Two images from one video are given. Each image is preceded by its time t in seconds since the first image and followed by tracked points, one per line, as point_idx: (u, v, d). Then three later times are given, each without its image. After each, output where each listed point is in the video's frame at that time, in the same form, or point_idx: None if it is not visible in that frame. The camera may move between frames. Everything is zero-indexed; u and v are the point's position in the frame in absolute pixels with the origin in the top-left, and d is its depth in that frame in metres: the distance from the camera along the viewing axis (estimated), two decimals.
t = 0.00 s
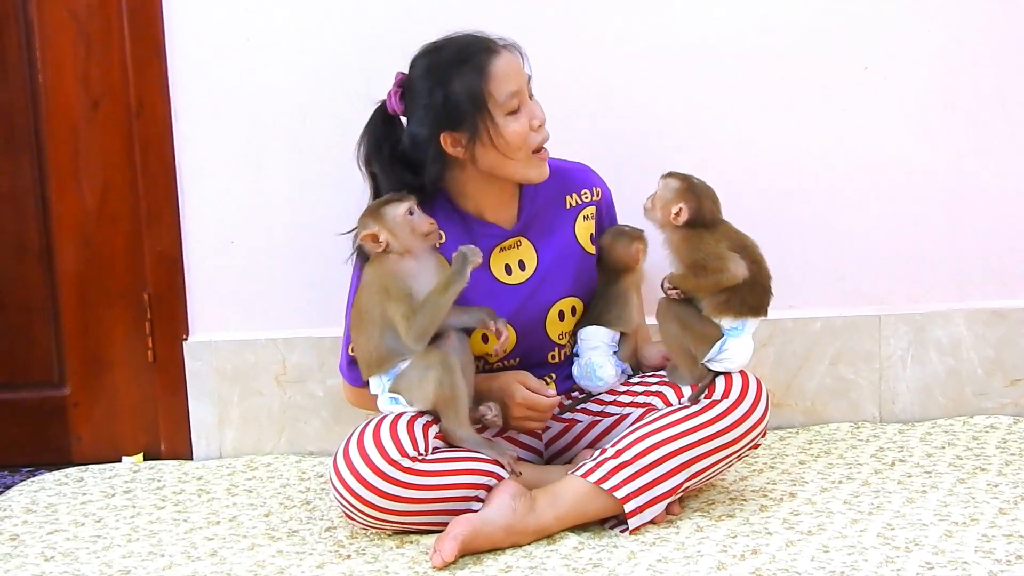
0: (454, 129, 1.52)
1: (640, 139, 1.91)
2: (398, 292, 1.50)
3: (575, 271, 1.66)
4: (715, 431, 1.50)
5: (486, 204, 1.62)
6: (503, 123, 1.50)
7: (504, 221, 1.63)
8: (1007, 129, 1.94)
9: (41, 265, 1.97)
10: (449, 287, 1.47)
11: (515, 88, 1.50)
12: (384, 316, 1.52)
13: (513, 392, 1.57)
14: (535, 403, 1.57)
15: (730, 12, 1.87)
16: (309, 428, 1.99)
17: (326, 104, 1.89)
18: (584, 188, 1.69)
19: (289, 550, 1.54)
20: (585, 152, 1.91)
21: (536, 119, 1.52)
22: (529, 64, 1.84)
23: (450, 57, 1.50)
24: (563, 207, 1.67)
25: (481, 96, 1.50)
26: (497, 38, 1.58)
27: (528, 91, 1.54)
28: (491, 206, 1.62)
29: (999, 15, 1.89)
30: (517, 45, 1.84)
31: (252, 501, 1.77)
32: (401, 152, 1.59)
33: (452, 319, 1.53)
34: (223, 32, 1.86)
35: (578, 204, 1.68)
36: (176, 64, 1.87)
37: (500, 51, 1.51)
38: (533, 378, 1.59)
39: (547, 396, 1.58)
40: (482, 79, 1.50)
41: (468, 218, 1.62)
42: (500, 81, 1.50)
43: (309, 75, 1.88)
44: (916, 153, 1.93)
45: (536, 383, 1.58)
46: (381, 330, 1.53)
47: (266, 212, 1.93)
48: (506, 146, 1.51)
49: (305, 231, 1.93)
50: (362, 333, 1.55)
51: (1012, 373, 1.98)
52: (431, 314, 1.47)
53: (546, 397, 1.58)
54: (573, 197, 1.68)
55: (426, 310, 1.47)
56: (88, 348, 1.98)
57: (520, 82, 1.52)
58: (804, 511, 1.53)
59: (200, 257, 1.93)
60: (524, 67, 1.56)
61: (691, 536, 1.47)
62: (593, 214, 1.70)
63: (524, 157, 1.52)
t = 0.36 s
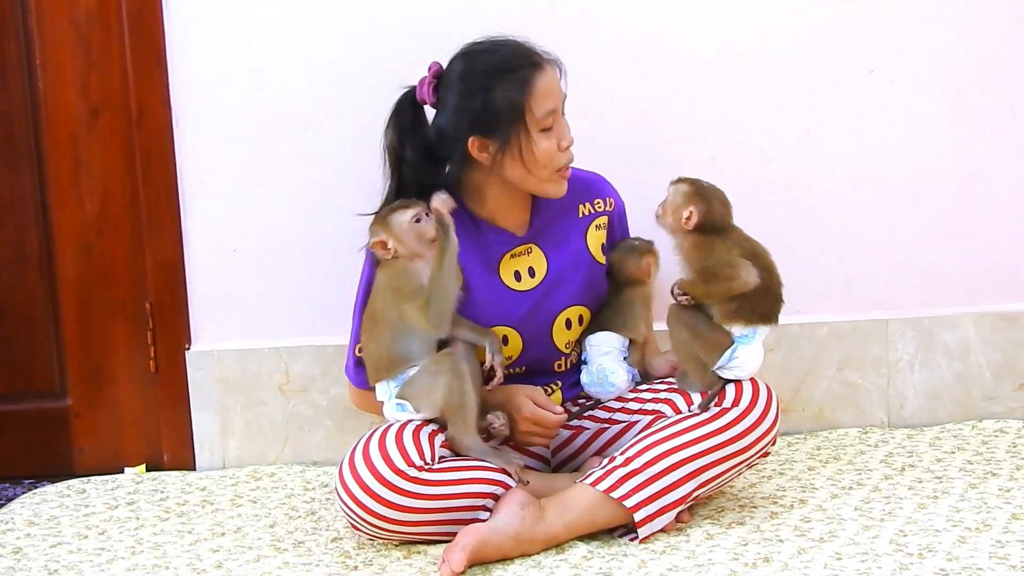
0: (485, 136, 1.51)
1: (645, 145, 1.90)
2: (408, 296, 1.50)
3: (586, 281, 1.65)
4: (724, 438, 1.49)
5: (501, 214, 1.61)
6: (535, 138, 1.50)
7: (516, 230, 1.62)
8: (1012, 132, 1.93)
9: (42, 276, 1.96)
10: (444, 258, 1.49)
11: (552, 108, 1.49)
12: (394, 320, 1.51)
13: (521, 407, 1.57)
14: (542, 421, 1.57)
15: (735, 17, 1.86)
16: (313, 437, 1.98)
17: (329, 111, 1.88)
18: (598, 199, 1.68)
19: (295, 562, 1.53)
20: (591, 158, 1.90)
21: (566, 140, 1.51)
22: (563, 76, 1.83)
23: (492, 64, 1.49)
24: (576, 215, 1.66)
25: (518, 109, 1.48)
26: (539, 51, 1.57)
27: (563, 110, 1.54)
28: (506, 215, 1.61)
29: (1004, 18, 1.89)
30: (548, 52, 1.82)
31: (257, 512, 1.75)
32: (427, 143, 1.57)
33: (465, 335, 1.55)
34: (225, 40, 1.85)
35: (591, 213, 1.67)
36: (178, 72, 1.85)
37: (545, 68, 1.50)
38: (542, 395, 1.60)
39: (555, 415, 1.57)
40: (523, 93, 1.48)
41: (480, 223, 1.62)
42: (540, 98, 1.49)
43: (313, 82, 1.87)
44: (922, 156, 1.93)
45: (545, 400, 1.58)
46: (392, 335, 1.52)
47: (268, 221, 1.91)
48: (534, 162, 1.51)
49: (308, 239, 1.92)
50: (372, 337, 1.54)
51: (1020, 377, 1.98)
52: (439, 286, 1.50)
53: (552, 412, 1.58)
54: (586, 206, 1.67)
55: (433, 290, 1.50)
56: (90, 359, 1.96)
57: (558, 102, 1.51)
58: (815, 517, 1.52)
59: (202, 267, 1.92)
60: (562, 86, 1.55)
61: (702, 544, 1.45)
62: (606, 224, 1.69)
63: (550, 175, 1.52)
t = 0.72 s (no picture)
0: (490, 126, 1.51)
1: (657, 151, 1.89)
2: (425, 296, 1.51)
3: (599, 289, 1.64)
4: (736, 447, 1.48)
5: (515, 213, 1.61)
6: (539, 123, 1.49)
7: (532, 232, 1.62)
8: None
9: (47, 278, 1.94)
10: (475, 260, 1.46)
11: (555, 92, 1.49)
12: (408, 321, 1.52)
13: (531, 415, 1.56)
14: (551, 429, 1.55)
15: (747, 24, 1.86)
16: (319, 442, 1.97)
17: (340, 114, 1.87)
18: (614, 207, 1.67)
19: (302, 568, 1.51)
20: (602, 164, 1.89)
21: (573, 124, 1.50)
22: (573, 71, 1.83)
23: (493, 55, 1.50)
24: (592, 222, 1.65)
25: (520, 96, 1.49)
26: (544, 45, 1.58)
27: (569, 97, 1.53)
28: (520, 214, 1.61)
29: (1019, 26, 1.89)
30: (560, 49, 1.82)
31: (263, 518, 1.74)
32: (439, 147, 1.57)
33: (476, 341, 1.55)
34: (234, 41, 1.84)
35: (607, 221, 1.66)
36: (186, 74, 1.84)
37: (545, 53, 1.51)
38: (552, 404, 1.59)
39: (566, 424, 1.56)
40: (523, 78, 1.49)
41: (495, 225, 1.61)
42: (541, 83, 1.49)
43: (324, 85, 1.86)
44: (935, 164, 1.92)
45: (555, 409, 1.57)
46: (406, 338, 1.52)
47: (277, 224, 1.90)
48: (539, 148, 1.50)
49: (317, 243, 1.91)
50: (385, 339, 1.53)
51: None
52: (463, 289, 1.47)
53: (563, 423, 1.57)
54: (602, 214, 1.66)
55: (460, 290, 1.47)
56: (95, 362, 1.95)
57: (562, 87, 1.51)
58: (827, 528, 1.51)
59: (209, 270, 1.91)
60: (568, 74, 1.55)
61: (712, 554, 1.44)
62: (621, 232, 1.68)
63: (558, 160, 1.50)
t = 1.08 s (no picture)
0: (509, 130, 1.51)
1: (664, 154, 1.89)
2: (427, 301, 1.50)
3: (608, 295, 1.63)
4: (745, 450, 1.48)
5: (528, 216, 1.61)
6: (558, 131, 1.49)
7: (543, 235, 1.62)
8: None
9: (52, 279, 1.94)
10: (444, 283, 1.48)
11: (576, 99, 1.49)
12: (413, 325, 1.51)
13: (538, 422, 1.56)
14: (557, 437, 1.55)
15: (755, 28, 1.86)
16: (324, 444, 1.96)
17: (348, 116, 1.87)
18: (625, 215, 1.66)
19: (308, 570, 1.51)
20: (610, 166, 1.89)
21: (591, 133, 1.50)
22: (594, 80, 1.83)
23: (516, 59, 1.50)
24: (601, 229, 1.65)
25: (541, 101, 1.48)
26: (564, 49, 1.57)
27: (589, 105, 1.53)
28: (533, 217, 1.61)
29: None
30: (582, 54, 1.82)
31: (268, 520, 1.73)
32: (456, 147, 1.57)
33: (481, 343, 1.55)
34: (242, 43, 1.84)
35: (617, 229, 1.66)
36: (193, 75, 1.84)
37: (567, 60, 1.50)
38: (559, 412, 1.59)
39: (572, 434, 1.56)
40: (545, 84, 1.48)
41: (506, 228, 1.61)
42: (563, 90, 1.48)
43: (332, 87, 1.86)
44: (943, 168, 1.92)
45: (562, 418, 1.58)
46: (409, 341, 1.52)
47: (283, 225, 1.90)
48: (557, 155, 1.50)
49: (324, 245, 1.91)
50: (390, 342, 1.54)
51: None
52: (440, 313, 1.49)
53: (570, 431, 1.56)
54: (612, 221, 1.66)
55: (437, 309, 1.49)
56: (100, 363, 1.95)
57: (583, 94, 1.50)
58: (835, 532, 1.50)
59: (215, 271, 1.90)
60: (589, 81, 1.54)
61: (721, 558, 1.44)
62: (631, 240, 1.67)
63: (576, 169, 1.50)
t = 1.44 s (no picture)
0: (548, 147, 1.50)
1: (665, 155, 1.89)
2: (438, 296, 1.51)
3: (616, 308, 1.64)
4: (746, 453, 1.47)
5: (550, 229, 1.60)
6: (598, 156, 1.48)
7: (560, 246, 1.61)
8: None
9: (52, 281, 1.94)
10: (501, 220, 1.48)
11: (621, 130, 1.48)
12: (420, 324, 1.51)
13: (540, 437, 1.57)
14: (557, 453, 1.56)
15: (755, 29, 1.86)
16: (324, 446, 1.96)
17: (349, 117, 1.87)
18: (639, 229, 1.66)
19: (308, 573, 1.50)
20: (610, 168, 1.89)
21: (630, 164, 1.49)
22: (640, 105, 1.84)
23: (568, 77, 1.48)
24: (616, 241, 1.65)
25: (587, 127, 1.47)
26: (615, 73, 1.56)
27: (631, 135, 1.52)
28: (554, 229, 1.60)
29: None
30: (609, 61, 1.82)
31: (268, 522, 1.73)
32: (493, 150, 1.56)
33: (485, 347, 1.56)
34: (242, 44, 1.84)
35: (632, 241, 1.65)
36: (193, 77, 1.84)
37: (619, 88, 1.49)
38: (563, 428, 1.59)
39: (573, 452, 1.56)
40: (593, 109, 1.47)
41: (525, 233, 1.60)
42: (610, 120, 1.47)
43: (332, 88, 1.86)
44: (943, 169, 1.92)
45: (565, 434, 1.58)
46: (413, 342, 1.52)
47: (283, 227, 1.90)
48: (593, 182, 1.49)
49: (324, 247, 1.91)
50: (394, 343, 1.54)
51: None
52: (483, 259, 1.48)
53: (573, 449, 1.57)
54: (627, 234, 1.65)
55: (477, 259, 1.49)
56: (99, 365, 1.94)
57: (628, 124, 1.49)
58: (836, 534, 1.50)
59: (215, 273, 1.90)
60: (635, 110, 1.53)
61: (722, 560, 1.43)
62: (646, 253, 1.67)
63: (609, 196, 1.50)
